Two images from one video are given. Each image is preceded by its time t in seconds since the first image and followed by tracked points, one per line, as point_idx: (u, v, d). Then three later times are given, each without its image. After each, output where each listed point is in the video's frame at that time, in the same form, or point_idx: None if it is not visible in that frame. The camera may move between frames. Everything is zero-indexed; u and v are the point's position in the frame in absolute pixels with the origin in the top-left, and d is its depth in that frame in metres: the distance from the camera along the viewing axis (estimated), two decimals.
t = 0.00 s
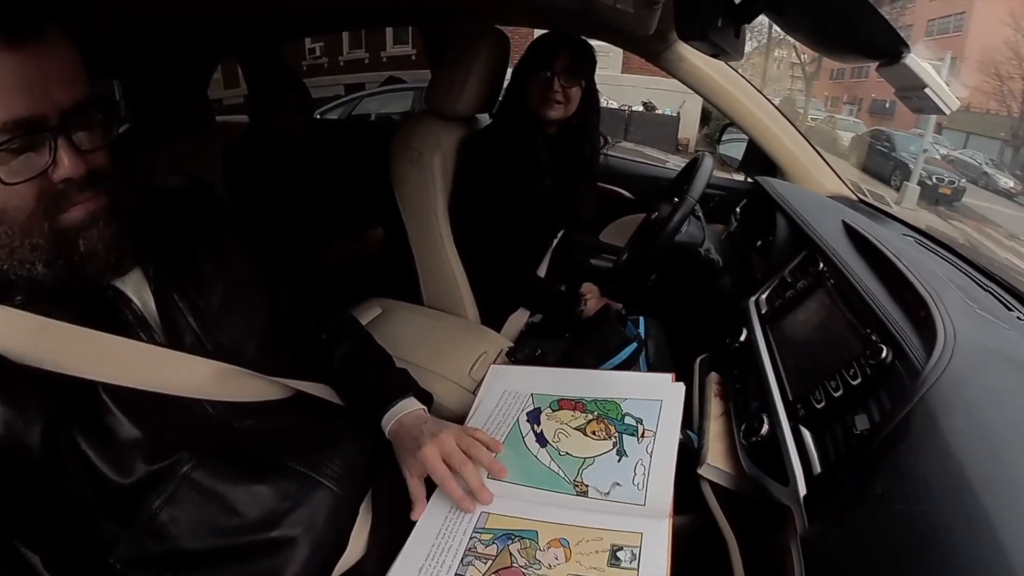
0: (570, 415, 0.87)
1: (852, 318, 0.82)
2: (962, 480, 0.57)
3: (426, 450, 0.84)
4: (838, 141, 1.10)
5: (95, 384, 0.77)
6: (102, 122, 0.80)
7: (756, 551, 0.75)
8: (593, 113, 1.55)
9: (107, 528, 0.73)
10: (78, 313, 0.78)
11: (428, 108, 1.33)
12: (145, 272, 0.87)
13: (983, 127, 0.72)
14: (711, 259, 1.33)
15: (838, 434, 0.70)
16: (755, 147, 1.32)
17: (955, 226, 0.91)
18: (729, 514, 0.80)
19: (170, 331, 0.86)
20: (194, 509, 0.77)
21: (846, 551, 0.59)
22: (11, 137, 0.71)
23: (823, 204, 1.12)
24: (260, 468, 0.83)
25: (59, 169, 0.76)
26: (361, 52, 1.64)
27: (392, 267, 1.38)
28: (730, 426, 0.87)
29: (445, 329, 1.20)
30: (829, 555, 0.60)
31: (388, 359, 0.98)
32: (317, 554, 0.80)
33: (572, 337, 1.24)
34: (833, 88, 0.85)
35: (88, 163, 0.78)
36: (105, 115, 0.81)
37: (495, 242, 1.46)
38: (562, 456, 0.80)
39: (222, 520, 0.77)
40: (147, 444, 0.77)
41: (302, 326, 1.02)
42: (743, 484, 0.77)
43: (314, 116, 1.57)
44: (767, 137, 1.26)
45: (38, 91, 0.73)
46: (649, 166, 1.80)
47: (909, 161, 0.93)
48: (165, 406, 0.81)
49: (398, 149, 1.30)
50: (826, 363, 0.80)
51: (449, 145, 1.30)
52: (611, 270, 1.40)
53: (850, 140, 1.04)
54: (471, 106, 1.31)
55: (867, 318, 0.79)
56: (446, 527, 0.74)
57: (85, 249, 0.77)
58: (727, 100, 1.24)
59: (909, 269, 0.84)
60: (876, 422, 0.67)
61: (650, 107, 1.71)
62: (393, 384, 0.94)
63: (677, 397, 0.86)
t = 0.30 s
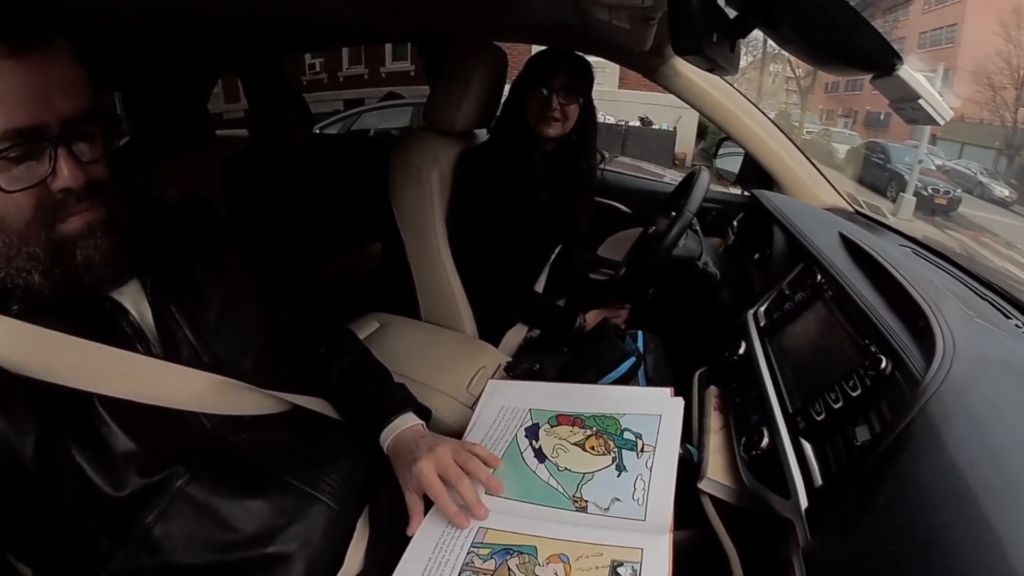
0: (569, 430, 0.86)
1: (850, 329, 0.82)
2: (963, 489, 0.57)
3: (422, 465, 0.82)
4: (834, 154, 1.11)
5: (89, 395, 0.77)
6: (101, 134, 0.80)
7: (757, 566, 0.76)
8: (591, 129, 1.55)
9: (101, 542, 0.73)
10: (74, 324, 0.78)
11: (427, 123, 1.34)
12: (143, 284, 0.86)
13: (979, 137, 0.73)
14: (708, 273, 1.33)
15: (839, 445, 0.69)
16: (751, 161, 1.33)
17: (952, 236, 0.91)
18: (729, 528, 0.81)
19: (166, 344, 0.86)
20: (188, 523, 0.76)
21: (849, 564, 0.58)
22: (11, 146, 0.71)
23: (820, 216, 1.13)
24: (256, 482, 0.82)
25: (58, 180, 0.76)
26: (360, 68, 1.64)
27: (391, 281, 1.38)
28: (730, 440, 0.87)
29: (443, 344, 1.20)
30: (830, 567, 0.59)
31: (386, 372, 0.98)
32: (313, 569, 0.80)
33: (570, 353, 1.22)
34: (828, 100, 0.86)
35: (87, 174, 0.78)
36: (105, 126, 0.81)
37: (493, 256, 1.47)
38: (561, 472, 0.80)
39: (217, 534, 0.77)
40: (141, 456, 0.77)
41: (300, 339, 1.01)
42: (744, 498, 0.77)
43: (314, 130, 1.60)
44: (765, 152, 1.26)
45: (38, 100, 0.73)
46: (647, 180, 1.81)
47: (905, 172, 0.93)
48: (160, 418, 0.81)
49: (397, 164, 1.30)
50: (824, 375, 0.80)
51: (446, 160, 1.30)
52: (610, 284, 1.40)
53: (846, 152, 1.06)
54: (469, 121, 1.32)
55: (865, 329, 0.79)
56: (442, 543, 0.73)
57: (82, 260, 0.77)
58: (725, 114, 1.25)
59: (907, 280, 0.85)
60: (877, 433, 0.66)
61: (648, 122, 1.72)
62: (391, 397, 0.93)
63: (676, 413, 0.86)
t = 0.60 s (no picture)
0: (566, 445, 0.86)
1: (848, 340, 0.82)
2: (963, 494, 0.57)
3: (419, 484, 0.81)
4: (828, 167, 1.12)
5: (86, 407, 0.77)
6: (103, 148, 0.81)
7: None
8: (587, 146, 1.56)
9: (92, 556, 0.72)
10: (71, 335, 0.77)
11: (425, 139, 1.35)
12: (141, 296, 0.86)
13: (972, 147, 0.74)
14: (705, 287, 1.34)
15: (839, 456, 0.69)
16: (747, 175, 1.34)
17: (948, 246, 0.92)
18: (729, 541, 0.80)
19: (163, 357, 0.85)
20: (181, 537, 0.75)
21: None
22: (14, 157, 0.72)
23: (816, 229, 1.13)
24: (251, 497, 0.81)
25: (59, 193, 0.76)
26: (359, 85, 1.65)
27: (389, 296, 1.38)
28: (730, 454, 0.87)
29: (441, 358, 1.19)
30: None
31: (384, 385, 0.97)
32: None
33: (568, 368, 1.21)
34: (822, 114, 0.87)
35: (87, 188, 0.79)
36: (107, 140, 0.82)
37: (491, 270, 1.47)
38: (558, 487, 0.79)
39: (211, 550, 0.76)
40: (136, 470, 0.76)
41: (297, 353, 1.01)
42: (744, 512, 0.77)
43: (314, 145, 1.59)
44: (761, 166, 1.28)
45: (42, 112, 0.74)
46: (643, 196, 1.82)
47: (900, 184, 0.94)
48: (157, 432, 0.80)
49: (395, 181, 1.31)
50: (822, 387, 0.80)
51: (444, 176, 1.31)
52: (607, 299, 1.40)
53: (841, 165, 1.04)
54: (466, 136, 1.33)
55: (863, 340, 0.80)
56: (439, 562, 0.72)
57: (80, 272, 0.77)
58: (720, 129, 1.26)
59: (905, 291, 0.85)
60: (877, 444, 0.66)
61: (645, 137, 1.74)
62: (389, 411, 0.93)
63: (674, 428, 0.85)
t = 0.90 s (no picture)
0: (564, 462, 0.85)
1: (846, 353, 0.82)
2: (963, 501, 0.57)
3: (416, 500, 0.80)
4: (824, 179, 1.13)
5: (80, 421, 0.76)
6: (103, 162, 0.82)
7: None
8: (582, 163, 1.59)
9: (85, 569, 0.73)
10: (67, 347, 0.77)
11: (423, 155, 1.36)
12: (137, 309, 0.87)
13: (964, 158, 0.74)
14: (702, 301, 1.34)
15: (839, 469, 0.68)
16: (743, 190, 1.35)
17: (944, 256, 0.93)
18: (730, 556, 0.80)
19: (159, 371, 0.85)
20: (175, 555, 0.74)
21: None
22: (17, 169, 0.73)
23: (812, 242, 1.14)
24: (246, 513, 0.80)
25: (59, 207, 0.77)
26: (358, 100, 1.65)
27: (387, 312, 1.38)
28: (729, 468, 0.86)
29: (438, 374, 1.19)
30: None
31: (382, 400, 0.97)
32: None
33: (566, 385, 1.20)
34: (818, 129, 0.88)
35: (88, 203, 0.79)
36: (107, 154, 0.83)
37: (488, 286, 1.47)
38: (556, 504, 0.78)
39: (204, 567, 0.75)
40: (130, 485, 0.76)
41: (294, 367, 1.00)
42: (744, 526, 0.76)
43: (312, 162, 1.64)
44: (757, 181, 1.28)
45: (45, 127, 0.75)
46: (640, 212, 1.84)
47: (893, 196, 0.94)
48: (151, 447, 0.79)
49: (393, 197, 1.32)
50: (821, 401, 0.80)
51: (442, 193, 1.31)
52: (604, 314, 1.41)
53: (837, 179, 1.08)
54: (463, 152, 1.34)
55: (860, 353, 0.79)
56: None
57: (77, 286, 0.77)
58: (716, 145, 1.27)
59: (901, 302, 0.85)
60: (878, 456, 0.65)
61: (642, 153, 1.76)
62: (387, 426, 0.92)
63: (674, 442, 0.85)
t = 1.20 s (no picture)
0: (563, 479, 0.84)
1: (844, 366, 0.82)
2: (965, 509, 0.57)
3: (411, 513, 0.79)
4: (818, 193, 1.14)
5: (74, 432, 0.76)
6: (99, 169, 0.81)
7: None
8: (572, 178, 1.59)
9: None
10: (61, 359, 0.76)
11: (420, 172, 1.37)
12: (133, 322, 0.85)
13: (956, 168, 0.76)
14: (700, 316, 1.33)
15: (839, 481, 0.68)
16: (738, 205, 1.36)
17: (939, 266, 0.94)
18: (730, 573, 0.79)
19: (154, 385, 0.84)
20: (167, 571, 0.73)
21: None
22: (11, 172, 0.73)
23: (808, 256, 1.15)
24: (240, 529, 0.79)
25: (52, 210, 0.76)
26: (356, 118, 1.71)
27: (384, 327, 1.38)
28: (729, 484, 0.85)
29: (435, 391, 1.18)
30: None
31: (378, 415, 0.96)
32: None
33: (563, 401, 1.18)
34: (811, 143, 0.89)
35: (81, 207, 0.79)
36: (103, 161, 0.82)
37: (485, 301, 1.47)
38: (556, 521, 0.77)
39: None
40: (123, 498, 0.75)
41: (291, 382, 0.99)
42: (744, 542, 0.76)
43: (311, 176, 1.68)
44: (753, 196, 1.30)
45: (39, 131, 0.75)
46: (638, 227, 1.85)
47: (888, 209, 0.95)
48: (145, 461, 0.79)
49: (391, 213, 1.32)
50: (818, 415, 0.79)
51: (438, 208, 1.32)
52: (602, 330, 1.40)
53: (831, 192, 1.10)
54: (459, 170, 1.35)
55: (859, 366, 0.79)
56: None
57: (71, 291, 0.77)
58: (713, 162, 1.29)
59: (898, 314, 0.85)
60: (877, 467, 0.65)
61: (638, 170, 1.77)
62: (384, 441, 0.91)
63: (673, 459, 0.84)
